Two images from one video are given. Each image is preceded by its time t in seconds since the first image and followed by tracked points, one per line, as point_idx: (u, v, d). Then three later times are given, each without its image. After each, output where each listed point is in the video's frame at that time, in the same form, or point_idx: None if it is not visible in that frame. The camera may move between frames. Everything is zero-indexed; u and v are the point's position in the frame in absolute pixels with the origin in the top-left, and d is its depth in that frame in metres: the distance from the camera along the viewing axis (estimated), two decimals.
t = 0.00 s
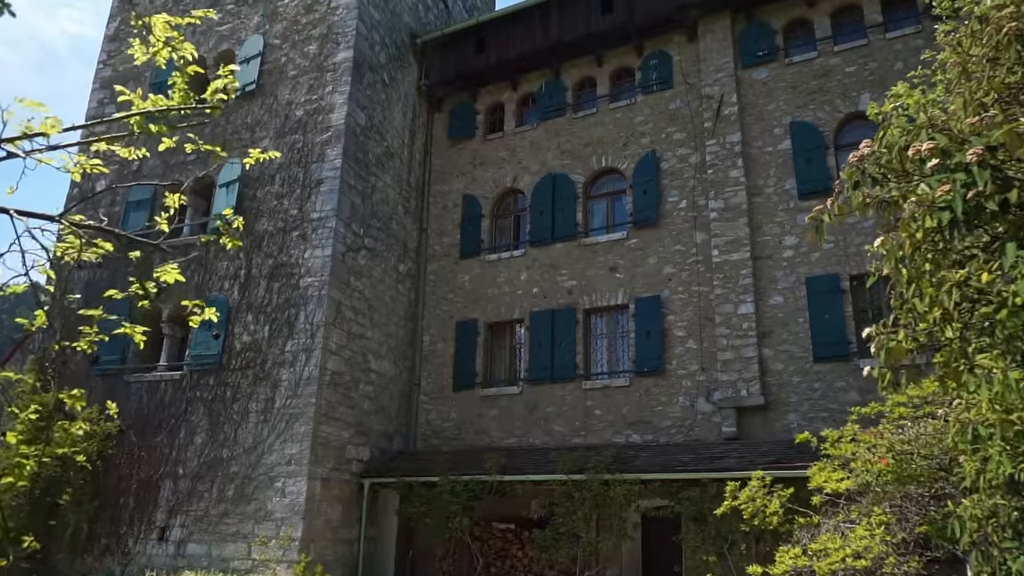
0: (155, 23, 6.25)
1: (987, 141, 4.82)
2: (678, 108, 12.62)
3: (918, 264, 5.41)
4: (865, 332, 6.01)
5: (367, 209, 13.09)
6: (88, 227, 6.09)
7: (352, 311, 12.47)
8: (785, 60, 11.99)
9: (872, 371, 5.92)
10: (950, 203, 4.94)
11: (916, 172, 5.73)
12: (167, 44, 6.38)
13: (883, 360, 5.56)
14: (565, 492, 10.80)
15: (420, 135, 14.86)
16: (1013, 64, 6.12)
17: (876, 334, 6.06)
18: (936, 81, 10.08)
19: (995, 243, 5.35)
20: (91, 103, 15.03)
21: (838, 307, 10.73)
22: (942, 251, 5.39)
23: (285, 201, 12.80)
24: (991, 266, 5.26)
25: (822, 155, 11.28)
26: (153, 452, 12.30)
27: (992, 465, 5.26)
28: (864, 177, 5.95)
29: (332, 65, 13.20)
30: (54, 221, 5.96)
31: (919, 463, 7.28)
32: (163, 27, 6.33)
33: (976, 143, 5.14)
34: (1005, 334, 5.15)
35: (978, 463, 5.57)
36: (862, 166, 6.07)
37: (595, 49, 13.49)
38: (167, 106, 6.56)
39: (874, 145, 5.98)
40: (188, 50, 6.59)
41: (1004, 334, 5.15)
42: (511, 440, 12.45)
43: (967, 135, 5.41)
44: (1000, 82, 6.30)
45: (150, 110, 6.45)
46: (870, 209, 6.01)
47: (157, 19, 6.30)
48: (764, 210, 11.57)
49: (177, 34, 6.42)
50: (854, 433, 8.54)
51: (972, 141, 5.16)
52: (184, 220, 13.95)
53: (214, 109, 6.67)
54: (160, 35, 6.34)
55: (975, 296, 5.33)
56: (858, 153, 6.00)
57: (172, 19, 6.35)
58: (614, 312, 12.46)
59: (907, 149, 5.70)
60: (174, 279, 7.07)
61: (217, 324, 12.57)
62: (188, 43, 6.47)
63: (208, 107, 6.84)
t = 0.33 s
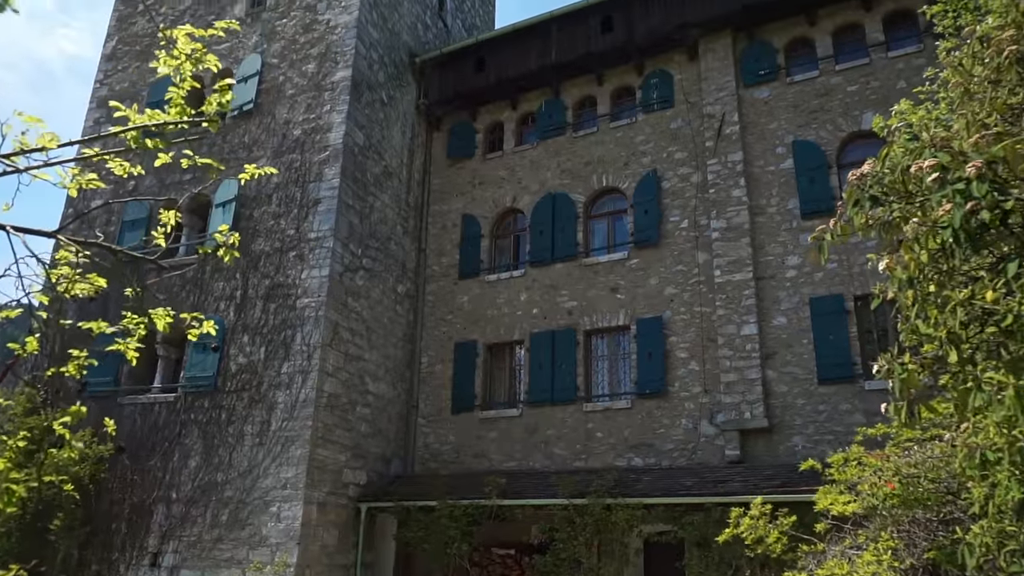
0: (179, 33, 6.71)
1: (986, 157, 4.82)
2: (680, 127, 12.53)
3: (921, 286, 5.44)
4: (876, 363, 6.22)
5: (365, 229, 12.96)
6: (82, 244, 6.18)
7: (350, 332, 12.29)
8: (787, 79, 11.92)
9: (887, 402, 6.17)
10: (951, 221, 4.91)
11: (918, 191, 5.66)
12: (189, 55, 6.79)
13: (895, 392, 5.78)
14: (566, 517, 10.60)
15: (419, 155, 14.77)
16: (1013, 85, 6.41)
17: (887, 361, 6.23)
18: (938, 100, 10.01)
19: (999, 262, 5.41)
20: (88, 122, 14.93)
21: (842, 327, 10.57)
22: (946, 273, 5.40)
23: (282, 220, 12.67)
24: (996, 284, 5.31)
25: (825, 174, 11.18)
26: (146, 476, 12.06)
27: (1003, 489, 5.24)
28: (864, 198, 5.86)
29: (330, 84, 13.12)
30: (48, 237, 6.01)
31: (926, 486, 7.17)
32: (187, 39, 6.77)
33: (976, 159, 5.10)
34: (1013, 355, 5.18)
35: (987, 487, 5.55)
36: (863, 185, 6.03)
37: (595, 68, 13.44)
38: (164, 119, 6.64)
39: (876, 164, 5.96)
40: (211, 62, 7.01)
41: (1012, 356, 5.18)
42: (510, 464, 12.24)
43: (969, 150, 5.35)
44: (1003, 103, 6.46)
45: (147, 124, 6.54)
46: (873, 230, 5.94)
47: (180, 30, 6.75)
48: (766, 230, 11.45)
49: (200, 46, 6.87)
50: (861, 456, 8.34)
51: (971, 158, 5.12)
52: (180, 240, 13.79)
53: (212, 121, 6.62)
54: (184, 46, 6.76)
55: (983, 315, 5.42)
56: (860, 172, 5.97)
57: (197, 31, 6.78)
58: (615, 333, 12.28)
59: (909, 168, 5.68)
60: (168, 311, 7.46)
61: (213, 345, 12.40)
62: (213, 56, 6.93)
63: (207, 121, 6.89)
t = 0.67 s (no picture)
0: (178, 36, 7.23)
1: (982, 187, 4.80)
2: (681, 146, 12.44)
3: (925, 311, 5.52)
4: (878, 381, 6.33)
5: (363, 248, 12.82)
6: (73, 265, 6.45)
7: (347, 353, 12.10)
8: (789, 98, 11.84)
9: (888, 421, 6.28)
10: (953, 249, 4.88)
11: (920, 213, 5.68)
12: (188, 63, 7.29)
13: (896, 410, 5.85)
14: (567, 542, 10.38)
15: (417, 174, 14.66)
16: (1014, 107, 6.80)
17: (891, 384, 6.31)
18: (941, 119, 9.95)
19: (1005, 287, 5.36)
20: (83, 142, 14.83)
21: (847, 349, 10.43)
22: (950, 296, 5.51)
23: (279, 240, 12.52)
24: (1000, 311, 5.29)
25: (828, 193, 11.08)
26: (139, 500, 11.80)
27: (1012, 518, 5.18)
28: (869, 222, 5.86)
29: (329, 103, 13.04)
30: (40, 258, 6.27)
31: (933, 509, 6.90)
32: (186, 47, 7.25)
33: (976, 185, 5.08)
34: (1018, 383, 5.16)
35: (997, 516, 5.46)
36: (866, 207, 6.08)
37: (595, 87, 13.35)
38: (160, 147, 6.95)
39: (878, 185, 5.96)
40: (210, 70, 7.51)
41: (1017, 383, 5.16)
42: (510, 487, 12.03)
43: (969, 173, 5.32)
44: (1004, 125, 6.84)
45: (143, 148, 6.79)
46: (876, 252, 5.98)
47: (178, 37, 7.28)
48: (769, 250, 11.33)
49: (199, 54, 7.36)
50: (867, 480, 8.13)
51: (971, 183, 5.08)
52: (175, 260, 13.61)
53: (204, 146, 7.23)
54: (183, 54, 7.24)
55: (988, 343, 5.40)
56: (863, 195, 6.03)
57: (196, 40, 7.28)
58: (616, 354, 12.11)
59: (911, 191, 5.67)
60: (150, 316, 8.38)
61: (208, 367, 12.19)
62: (211, 63, 7.41)
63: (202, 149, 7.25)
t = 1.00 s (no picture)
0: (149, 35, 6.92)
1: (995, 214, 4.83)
2: (682, 166, 12.35)
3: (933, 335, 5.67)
4: (885, 412, 6.25)
5: (360, 269, 12.68)
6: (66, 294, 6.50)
7: (344, 375, 11.93)
8: (791, 117, 11.77)
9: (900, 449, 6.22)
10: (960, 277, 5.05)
11: (924, 236, 5.71)
12: (159, 101, 7.30)
13: (906, 439, 5.83)
14: (568, 567, 10.15)
15: (416, 194, 14.56)
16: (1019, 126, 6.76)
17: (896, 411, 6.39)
18: (944, 138, 9.87)
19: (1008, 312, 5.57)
20: (79, 161, 14.73)
21: (852, 370, 10.27)
22: (957, 322, 5.53)
23: (276, 261, 12.38)
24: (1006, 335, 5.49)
25: (831, 213, 10.98)
26: (131, 525, 11.56)
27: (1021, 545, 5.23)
28: (871, 247, 5.89)
29: (327, 122, 12.96)
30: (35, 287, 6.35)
31: (940, 534, 6.75)
32: (156, 87, 7.28)
33: (985, 212, 5.10)
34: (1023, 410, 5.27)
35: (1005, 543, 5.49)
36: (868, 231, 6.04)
37: (595, 106, 13.28)
38: (157, 178, 7.16)
39: (880, 209, 5.98)
40: (178, 111, 7.53)
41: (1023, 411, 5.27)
42: (509, 512, 11.82)
43: (977, 200, 5.34)
44: (1009, 146, 6.59)
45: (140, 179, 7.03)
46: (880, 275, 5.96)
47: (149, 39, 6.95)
48: (772, 270, 11.20)
49: (169, 94, 7.39)
50: (873, 505, 7.91)
51: (980, 211, 5.11)
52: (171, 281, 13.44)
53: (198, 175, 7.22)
54: (153, 93, 7.27)
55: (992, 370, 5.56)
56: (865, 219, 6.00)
57: (166, 80, 7.31)
58: (618, 376, 11.94)
59: (915, 214, 5.69)
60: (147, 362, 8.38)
61: (203, 389, 12.00)
62: (180, 103, 7.45)
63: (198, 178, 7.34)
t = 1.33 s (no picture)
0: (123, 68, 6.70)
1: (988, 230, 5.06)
2: (684, 185, 12.25)
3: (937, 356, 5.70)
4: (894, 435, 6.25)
5: (359, 289, 12.54)
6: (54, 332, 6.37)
7: (341, 397, 11.75)
8: (793, 135, 11.69)
9: (905, 473, 5.93)
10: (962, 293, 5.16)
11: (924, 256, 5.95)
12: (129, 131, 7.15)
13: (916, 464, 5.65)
14: None
15: (415, 213, 14.46)
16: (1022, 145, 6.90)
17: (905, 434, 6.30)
18: (947, 157, 9.78)
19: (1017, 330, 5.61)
20: (74, 180, 14.61)
21: (857, 392, 10.12)
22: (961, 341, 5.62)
23: (273, 281, 12.23)
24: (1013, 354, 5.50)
25: (834, 233, 10.87)
26: (123, 550, 11.32)
27: None
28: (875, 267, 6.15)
29: (325, 141, 12.88)
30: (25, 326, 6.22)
31: (948, 560, 6.50)
32: (127, 117, 7.11)
33: (980, 229, 5.33)
34: None
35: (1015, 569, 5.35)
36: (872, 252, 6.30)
37: (595, 124, 13.21)
38: (156, 220, 7.18)
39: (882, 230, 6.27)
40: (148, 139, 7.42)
41: None
42: (508, 536, 11.61)
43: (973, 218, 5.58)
44: (1014, 162, 6.75)
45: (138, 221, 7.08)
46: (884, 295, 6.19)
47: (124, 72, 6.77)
48: (775, 290, 11.07)
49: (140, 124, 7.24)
50: (880, 529, 7.72)
51: (975, 228, 5.34)
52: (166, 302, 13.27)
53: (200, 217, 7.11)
54: (123, 123, 7.11)
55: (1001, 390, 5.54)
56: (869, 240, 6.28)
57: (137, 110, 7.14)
58: (619, 398, 11.77)
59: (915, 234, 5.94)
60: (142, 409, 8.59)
61: (198, 412, 11.79)
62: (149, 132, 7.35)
63: (198, 219, 7.27)
